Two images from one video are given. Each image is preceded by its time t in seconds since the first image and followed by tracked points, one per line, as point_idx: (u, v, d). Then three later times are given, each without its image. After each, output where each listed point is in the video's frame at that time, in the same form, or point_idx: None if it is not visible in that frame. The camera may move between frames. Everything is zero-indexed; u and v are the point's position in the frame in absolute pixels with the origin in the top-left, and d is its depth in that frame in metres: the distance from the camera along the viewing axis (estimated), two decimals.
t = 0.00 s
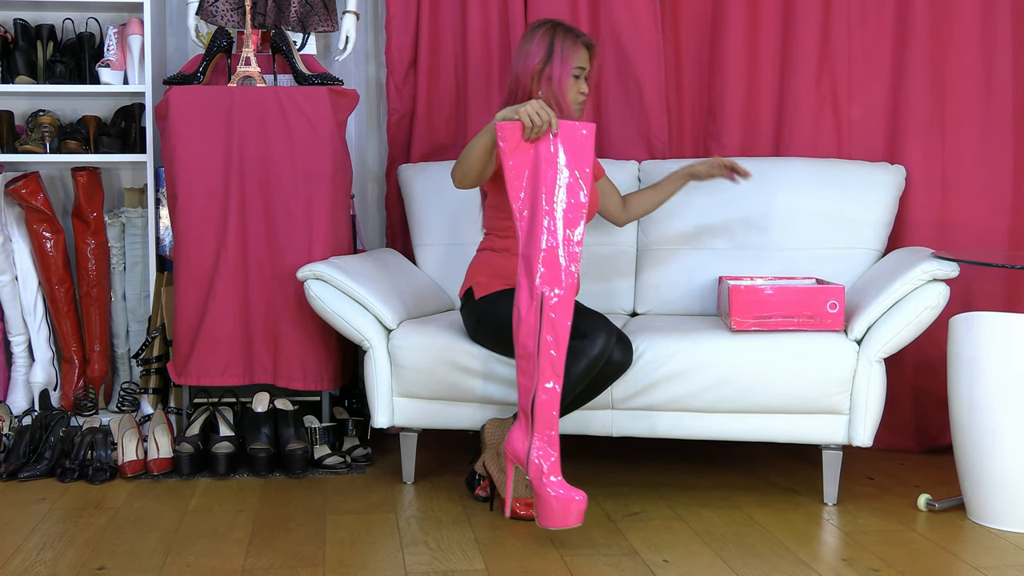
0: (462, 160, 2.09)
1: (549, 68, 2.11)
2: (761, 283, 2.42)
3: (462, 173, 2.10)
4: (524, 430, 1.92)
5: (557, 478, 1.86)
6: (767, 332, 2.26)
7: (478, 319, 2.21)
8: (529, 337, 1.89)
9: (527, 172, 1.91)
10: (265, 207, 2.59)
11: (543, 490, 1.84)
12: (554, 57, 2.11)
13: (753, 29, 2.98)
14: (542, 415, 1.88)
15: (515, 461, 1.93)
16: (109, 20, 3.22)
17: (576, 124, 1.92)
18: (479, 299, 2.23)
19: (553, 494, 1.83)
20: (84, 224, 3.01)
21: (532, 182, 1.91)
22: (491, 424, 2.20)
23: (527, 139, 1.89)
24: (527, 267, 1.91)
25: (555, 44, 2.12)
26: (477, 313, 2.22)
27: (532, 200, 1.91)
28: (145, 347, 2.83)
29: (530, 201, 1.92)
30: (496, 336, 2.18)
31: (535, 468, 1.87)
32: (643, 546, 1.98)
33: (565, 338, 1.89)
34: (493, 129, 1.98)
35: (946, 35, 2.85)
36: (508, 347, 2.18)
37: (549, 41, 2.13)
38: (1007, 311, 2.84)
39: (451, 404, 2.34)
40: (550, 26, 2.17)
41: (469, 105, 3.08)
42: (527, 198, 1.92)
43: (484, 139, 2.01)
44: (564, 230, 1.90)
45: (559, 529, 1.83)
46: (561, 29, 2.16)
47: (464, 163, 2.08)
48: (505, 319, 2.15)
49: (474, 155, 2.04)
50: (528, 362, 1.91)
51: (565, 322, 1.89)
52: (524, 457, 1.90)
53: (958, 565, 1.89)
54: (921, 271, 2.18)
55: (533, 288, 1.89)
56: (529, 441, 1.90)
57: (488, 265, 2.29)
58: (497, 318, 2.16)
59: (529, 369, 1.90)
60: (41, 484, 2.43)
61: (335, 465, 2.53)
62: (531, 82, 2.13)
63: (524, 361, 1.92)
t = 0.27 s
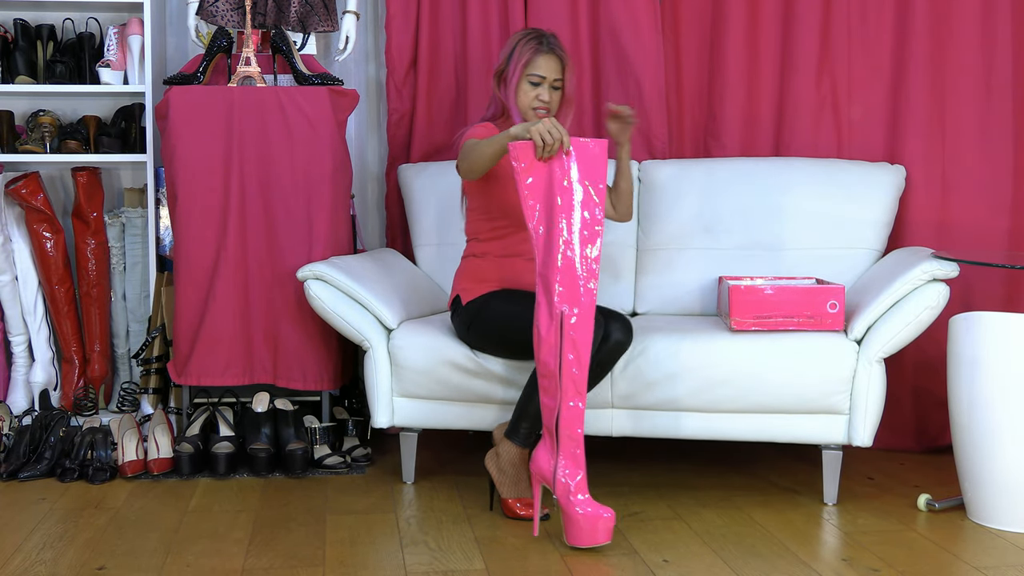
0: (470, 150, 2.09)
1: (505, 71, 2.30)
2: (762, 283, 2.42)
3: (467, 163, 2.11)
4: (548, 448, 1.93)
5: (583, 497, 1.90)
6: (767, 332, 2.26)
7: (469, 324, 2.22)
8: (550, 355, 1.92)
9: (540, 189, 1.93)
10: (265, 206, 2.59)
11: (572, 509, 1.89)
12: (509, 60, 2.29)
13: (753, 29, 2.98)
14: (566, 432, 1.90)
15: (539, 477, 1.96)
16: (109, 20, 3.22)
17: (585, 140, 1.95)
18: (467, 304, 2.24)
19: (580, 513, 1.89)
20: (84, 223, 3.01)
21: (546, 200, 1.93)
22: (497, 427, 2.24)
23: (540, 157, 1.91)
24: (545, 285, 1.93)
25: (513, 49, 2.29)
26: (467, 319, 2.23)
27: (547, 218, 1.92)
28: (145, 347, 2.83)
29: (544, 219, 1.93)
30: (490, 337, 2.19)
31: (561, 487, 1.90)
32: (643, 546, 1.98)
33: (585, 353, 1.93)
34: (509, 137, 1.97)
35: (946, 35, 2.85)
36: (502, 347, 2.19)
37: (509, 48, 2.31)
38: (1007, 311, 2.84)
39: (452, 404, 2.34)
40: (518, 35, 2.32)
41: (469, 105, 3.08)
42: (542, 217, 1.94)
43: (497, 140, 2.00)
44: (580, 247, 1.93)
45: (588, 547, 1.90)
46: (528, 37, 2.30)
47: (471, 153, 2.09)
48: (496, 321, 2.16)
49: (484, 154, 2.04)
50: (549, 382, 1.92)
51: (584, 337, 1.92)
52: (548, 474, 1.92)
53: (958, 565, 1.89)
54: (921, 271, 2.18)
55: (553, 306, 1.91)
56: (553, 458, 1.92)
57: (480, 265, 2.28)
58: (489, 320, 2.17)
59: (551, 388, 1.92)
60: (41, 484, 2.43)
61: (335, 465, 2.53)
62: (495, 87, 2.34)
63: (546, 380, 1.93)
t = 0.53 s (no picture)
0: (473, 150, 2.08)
1: (488, 75, 2.32)
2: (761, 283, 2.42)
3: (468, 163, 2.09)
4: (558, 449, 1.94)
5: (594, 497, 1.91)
6: (767, 332, 2.26)
7: (467, 329, 2.22)
8: (560, 356, 1.92)
9: (549, 193, 1.92)
10: (265, 206, 2.59)
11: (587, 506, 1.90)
12: (493, 63, 2.31)
13: (753, 29, 2.98)
14: (575, 434, 1.91)
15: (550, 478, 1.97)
16: (109, 21, 3.22)
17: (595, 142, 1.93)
18: (464, 310, 2.24)
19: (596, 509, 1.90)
20: (84, 223, 3.01)
21: (555, 204, 1.92)
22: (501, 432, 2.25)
23: (547, 161, 1.90)
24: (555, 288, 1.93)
25: (497, 53, 2.32)
26: (465, 324, 2.23)
27: (556, 221, 1.92)
28: (145, 347, 2.83)
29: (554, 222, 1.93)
30: (489, 341, 2.19)
31: (575, 483, 1.91)
32: (643, 546, 1.98)
33: (594, 355, 1.92)
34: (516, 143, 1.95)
35: (946, 35, 2.85)
36: (502, 350, 2.20)
37: (493, 52, 2.33)
38: (1007, 311, 2.84)
39: (452, 404, 2.34)
40: (502, 38, 2.34)
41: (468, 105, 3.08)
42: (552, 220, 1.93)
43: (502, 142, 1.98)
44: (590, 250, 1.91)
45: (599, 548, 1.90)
46: (511, 40, 2.32)
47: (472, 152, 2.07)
48: (495, 324, 2.17)
49: (486, 154, 2.01)
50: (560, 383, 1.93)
51: (594, 339, 1.92)
52: (558, 474, 1.94)
53: (958, 565, 1.89)
54: (921, 271, 2.18)
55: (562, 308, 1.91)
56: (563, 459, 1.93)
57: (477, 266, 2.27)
58: (488, 324, 2.18)
59: (562, 389, 1.93)
60: (41, 484, 2.43)
61: (335, 465, 2.53)
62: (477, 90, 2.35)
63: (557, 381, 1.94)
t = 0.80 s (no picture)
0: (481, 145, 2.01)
1: (486, 72, 2.29)
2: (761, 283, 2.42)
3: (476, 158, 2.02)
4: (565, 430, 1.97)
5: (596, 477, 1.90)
6: (767, 332, 2.26)
7: (466, 330, 2.22)
8: (574, 336, 1.94)
9: (571, 175, 1.90)
10: (265, 206, 2.59)
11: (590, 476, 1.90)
12: (490, 60, 2.29)
13: (753, 29, 2.98)
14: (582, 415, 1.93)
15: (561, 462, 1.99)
16: (109, 21, 3.22)
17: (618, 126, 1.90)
18: (463, 311, 2.23)
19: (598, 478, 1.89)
20: (84, 223, 3.01)
21: (576, 186, 1.90)
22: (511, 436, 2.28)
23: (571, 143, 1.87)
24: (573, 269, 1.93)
25: (489, 49, 2.30)
26: (464, 325, 2.23)
27: (577, 202, 1.91)
28: (145, 347, 2.83)
29: (575, 202, 1.92)
30: (489, 342, 2.19)
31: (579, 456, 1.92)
32: (643, 546, 1.98)
33: (605, 337, 1.92)
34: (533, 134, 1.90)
35: (946, 35, 2.85)
36: (502, 351, 2.20)
37: (483, 49, 2.31)
38: (1007, 311, 2.84)
39: (452, 404, 2.34)
40: (485, 35, 2.33)
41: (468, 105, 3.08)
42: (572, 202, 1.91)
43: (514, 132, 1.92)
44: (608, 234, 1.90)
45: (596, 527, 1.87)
46: (495, 36, 2.32)
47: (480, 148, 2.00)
48: (495, 325, 2.17)
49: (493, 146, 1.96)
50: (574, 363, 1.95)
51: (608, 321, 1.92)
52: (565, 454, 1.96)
53: (958, 565, 1.89)
54: (921, 271, 2.18)
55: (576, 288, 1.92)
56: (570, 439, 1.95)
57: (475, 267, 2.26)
58: (488, 324, 2.17)
59: (574, 369, 1.95)
60: (41, 484, 2.43)
61: (335, 465, 2.53)
62: (473, 89, 2.31)
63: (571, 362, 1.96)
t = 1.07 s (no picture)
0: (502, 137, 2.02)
1: (499, 73, 2.25)
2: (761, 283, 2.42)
3: (497, 152, 2.02)
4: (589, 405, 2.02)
5: (614, 448, 1.93)
6: (767, 331, 2.26)
7: (468, 331, 2.22)
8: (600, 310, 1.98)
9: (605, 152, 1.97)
10: (265, 207, 2.59)
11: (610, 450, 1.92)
12: (503, 60, 2.25)
13: (753, 29, 2.98)
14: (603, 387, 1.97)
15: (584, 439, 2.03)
16: (109, 20, 3.22)
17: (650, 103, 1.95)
18: (464, 312, 2.23)
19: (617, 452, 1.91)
20: (84, 224, 3.01)
21: (608, 163, 1.97)
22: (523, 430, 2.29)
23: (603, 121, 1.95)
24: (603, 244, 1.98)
25: (500, 48, 2.26)
26: (465, 327, 2.23)
27: (607, 180, 1.98)
28: (145, 347, 2.83)
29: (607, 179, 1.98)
30: (490, 343, 2.19)
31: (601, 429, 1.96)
32: (643, 546, 1.98)
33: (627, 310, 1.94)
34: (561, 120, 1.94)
35: (946, 35, 2.85)
36: (503, 352, 2.20)
37: (495, 48, 2.26)
38: (1007, 311, 2.84)
39: (452, 405, 2.34)
40: (495, 33, 2.28)
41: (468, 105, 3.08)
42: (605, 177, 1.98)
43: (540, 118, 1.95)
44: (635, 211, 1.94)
45: (612, 495, 1.88)
46: (505, 34, 2.27)
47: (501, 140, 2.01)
48: (496, 327, 2.17)
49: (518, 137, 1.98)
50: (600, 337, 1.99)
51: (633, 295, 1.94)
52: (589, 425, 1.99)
53: (958, 565, 1.89)
54: (921, 271, 2.18)
55: (602, 262, 1.97)
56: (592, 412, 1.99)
57: (475, 266, 2.26)
58: (489, 325, 2.18)
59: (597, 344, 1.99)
60: (41, 484, 2.43)
61: (335, 465, 2.53)
62: (485, 89, 2.27)
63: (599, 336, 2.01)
